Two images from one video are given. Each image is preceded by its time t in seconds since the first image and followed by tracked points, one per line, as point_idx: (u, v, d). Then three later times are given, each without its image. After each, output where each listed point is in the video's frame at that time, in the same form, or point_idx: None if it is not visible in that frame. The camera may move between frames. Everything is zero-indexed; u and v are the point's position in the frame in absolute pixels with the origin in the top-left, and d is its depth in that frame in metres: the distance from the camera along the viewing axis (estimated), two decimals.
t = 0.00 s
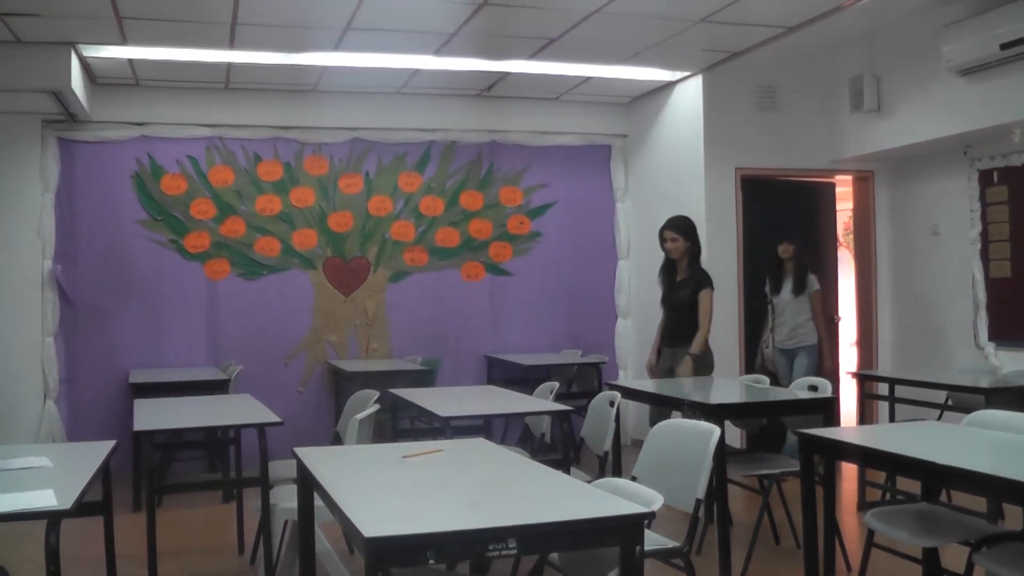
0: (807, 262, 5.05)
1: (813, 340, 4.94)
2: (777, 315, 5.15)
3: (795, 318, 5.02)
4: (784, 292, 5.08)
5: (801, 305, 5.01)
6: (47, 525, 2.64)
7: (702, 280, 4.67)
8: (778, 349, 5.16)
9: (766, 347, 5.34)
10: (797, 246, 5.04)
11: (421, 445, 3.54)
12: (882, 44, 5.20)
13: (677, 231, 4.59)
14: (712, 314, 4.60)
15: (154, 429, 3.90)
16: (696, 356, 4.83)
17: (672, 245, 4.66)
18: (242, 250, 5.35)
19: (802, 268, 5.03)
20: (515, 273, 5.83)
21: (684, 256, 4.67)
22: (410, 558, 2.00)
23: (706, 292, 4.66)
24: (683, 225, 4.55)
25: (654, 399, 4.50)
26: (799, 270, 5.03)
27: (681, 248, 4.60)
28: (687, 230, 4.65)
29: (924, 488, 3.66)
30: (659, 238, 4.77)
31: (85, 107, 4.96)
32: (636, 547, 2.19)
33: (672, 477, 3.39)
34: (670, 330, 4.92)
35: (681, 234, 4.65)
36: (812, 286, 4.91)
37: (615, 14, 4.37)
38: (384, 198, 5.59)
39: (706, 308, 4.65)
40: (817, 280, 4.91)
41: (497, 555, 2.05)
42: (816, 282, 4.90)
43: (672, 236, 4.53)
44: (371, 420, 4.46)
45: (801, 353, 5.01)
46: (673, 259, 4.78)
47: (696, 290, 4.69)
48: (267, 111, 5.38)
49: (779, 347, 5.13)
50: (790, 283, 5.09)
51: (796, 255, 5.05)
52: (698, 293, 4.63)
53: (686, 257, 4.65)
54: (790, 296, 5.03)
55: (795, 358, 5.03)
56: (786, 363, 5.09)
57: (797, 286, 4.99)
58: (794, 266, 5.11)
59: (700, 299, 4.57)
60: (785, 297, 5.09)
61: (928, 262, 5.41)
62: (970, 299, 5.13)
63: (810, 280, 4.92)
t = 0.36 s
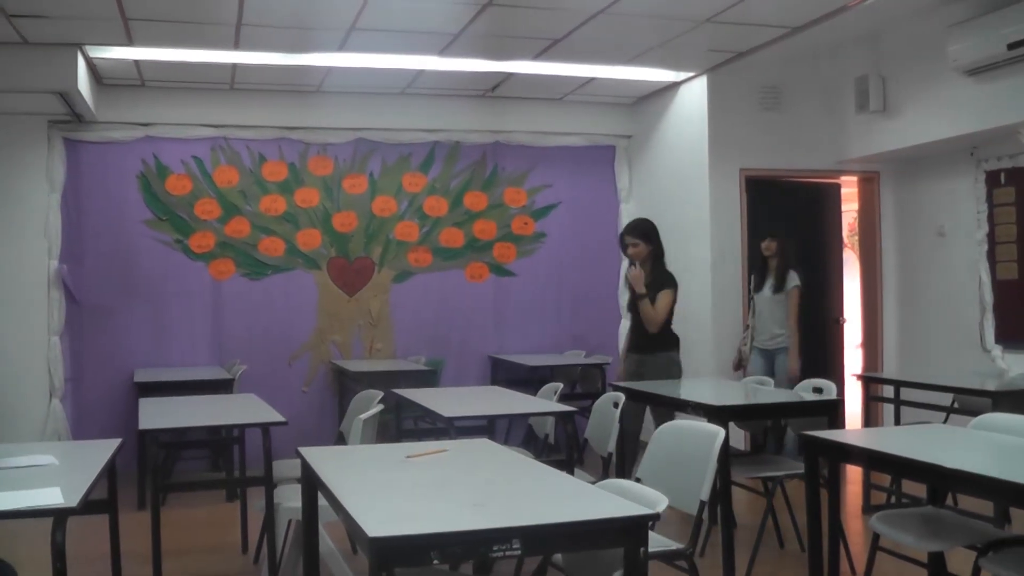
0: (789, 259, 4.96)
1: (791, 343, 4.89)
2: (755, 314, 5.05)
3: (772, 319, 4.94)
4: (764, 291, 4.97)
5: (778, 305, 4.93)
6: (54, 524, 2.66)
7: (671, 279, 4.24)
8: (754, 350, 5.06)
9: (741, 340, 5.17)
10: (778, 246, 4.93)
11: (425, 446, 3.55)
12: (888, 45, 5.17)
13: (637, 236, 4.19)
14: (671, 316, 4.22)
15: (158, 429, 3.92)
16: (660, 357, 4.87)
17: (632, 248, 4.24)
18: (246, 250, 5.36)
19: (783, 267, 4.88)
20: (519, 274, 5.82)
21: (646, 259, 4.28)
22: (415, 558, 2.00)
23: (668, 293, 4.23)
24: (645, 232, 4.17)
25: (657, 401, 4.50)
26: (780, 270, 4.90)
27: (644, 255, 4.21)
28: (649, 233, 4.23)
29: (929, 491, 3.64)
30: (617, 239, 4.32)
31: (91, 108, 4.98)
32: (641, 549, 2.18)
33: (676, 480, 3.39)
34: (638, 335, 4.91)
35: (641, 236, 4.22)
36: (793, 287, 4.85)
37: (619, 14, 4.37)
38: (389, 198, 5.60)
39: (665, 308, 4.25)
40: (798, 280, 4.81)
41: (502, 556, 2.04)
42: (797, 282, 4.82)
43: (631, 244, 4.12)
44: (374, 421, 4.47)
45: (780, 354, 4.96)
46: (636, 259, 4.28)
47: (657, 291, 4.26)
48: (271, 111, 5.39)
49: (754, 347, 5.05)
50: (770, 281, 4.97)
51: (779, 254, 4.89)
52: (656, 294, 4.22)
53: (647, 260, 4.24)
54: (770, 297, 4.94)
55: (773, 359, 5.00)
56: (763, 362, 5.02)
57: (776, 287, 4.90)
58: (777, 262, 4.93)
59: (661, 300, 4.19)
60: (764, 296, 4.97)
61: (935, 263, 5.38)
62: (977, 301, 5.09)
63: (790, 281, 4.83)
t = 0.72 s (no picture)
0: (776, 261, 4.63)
1: (774, 353, 4.59)
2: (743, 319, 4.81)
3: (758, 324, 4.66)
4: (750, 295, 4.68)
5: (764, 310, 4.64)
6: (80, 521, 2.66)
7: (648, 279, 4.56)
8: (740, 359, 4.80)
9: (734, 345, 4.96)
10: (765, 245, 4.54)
11: (451, 446, 3.54)
12: (914, 44, 5.13)
13: (615, 236, 4.54)
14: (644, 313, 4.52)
15: (184, 428, 3.93)
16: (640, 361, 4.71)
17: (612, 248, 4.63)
18: (271, 250, 5.37)
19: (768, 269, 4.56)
20: (542, 275, 5.81)
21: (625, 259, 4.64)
22: (439, 558, 1.98)
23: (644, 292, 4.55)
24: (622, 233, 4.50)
25: (680, 403, 4.47)
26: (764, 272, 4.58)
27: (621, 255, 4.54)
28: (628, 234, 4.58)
29: (957, 495, 3.60)
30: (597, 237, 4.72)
31: (117, 110, 5.02)
32: (666, 551, 2.15)
33: (701, 483, 3.37)
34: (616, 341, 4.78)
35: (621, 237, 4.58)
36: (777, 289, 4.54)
37: (643, 15, 4.35)
38: (413, 199, 5.60)
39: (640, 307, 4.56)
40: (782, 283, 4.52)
41: (527, 557, 2.03)
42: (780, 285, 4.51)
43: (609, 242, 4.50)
44: (398, 421, 4.46)
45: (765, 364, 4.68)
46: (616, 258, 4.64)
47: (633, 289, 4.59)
48: (296, 112, 5.41)
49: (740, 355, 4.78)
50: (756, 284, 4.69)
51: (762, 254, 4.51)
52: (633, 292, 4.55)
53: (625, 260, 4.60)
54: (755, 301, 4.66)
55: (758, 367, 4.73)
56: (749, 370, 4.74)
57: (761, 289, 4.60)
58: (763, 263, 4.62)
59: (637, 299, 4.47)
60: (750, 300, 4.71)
61: (961, 265, 5.33)
62: (1004, 304, 5.03)
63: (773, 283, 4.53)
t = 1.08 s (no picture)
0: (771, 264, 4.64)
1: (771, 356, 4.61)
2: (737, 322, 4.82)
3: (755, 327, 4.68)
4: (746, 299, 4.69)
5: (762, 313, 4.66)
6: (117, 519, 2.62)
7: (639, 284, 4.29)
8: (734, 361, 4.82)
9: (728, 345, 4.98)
10: (762, 249, 4.54)
11: (487, 446, 3.53)
12: (952, 43, 5.07)
13: (605, 237, 4.30)
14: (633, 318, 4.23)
15: (220, 428, 3.94)
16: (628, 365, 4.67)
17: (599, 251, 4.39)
18: (305, 252, 5.39)
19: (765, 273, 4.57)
20: (577, 276, 5.79)
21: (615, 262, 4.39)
22: (475, 560, 1.94)
23: (633, 296, 4.30)
24: (611, 233, 4.29)
25: (715, 404, 4.45)
26: (761, 276, 4.59)
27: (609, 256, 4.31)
28: (619, 235, 4.33)
29: (996, 500, 3.54)
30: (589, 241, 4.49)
31: (153, 113, 5.05)
32: (701, 553, 2.11)
33: (737, 486, 3.34)
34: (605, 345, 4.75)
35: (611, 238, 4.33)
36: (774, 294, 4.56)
37: (678, 15, 4.34)
38: (447, 200, 5.60)
39: (629, 313, 4.28)
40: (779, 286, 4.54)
41: (562, 559, 1.99)
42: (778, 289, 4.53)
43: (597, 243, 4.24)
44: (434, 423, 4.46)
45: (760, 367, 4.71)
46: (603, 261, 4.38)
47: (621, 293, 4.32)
48: (331, 114, 5.42)
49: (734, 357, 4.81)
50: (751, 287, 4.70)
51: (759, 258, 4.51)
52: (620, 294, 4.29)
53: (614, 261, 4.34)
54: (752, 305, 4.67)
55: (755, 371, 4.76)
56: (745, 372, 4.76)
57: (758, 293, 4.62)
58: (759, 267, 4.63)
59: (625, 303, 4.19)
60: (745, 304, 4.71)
61: (998, 266, 5.26)
62: None
63: (771, 287, 4.55)
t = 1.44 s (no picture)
0: (775, 263, 4.65)
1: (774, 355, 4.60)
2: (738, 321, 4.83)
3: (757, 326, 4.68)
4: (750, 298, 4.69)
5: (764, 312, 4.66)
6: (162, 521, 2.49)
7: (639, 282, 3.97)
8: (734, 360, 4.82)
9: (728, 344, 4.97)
10: (767, 247, 4.53)
11: (530, 449, 3.50)
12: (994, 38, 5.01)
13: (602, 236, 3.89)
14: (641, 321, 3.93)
15: (264, 431, 3.95)
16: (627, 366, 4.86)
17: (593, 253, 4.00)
18: (346, 254, 5.40)
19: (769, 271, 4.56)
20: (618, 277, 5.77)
21: (610, 261, 4.00)
22: (517, 561, 1.91)
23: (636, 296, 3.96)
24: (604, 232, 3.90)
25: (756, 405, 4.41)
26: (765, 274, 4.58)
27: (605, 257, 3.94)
28: (612, 232, 3.95)
29: None
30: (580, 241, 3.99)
31: (193, 118, 5.09)
32: (745, 555, 2.06)
33: (781, 488, 3.30)
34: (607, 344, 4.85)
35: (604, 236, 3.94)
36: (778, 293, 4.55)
37: (718, 14, 4.32)
38: (488, 203, 5.60)
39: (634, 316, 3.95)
40: (783, 285, 4.53)
41: (605, 560, 1.96)
42: (783, 288, 4.53)
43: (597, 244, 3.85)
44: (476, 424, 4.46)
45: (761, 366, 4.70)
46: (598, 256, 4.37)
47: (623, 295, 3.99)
48: (370, 117, 5.44)
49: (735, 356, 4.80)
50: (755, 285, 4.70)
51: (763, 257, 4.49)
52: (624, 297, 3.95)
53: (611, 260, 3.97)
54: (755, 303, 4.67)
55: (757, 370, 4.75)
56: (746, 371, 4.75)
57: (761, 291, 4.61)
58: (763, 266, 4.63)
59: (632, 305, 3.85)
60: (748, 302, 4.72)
61: None
62: None
63: (775, 286, 4.54)
